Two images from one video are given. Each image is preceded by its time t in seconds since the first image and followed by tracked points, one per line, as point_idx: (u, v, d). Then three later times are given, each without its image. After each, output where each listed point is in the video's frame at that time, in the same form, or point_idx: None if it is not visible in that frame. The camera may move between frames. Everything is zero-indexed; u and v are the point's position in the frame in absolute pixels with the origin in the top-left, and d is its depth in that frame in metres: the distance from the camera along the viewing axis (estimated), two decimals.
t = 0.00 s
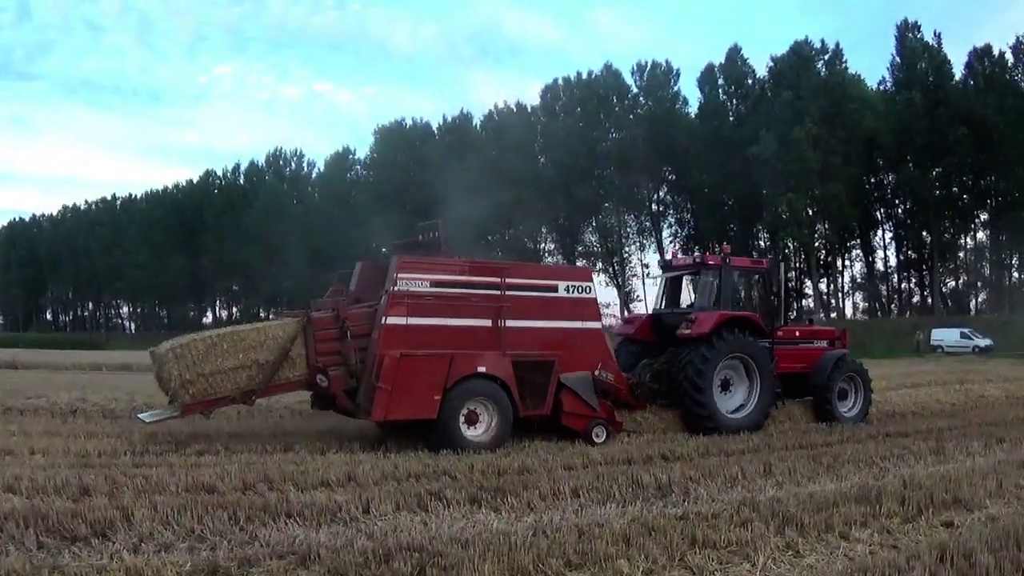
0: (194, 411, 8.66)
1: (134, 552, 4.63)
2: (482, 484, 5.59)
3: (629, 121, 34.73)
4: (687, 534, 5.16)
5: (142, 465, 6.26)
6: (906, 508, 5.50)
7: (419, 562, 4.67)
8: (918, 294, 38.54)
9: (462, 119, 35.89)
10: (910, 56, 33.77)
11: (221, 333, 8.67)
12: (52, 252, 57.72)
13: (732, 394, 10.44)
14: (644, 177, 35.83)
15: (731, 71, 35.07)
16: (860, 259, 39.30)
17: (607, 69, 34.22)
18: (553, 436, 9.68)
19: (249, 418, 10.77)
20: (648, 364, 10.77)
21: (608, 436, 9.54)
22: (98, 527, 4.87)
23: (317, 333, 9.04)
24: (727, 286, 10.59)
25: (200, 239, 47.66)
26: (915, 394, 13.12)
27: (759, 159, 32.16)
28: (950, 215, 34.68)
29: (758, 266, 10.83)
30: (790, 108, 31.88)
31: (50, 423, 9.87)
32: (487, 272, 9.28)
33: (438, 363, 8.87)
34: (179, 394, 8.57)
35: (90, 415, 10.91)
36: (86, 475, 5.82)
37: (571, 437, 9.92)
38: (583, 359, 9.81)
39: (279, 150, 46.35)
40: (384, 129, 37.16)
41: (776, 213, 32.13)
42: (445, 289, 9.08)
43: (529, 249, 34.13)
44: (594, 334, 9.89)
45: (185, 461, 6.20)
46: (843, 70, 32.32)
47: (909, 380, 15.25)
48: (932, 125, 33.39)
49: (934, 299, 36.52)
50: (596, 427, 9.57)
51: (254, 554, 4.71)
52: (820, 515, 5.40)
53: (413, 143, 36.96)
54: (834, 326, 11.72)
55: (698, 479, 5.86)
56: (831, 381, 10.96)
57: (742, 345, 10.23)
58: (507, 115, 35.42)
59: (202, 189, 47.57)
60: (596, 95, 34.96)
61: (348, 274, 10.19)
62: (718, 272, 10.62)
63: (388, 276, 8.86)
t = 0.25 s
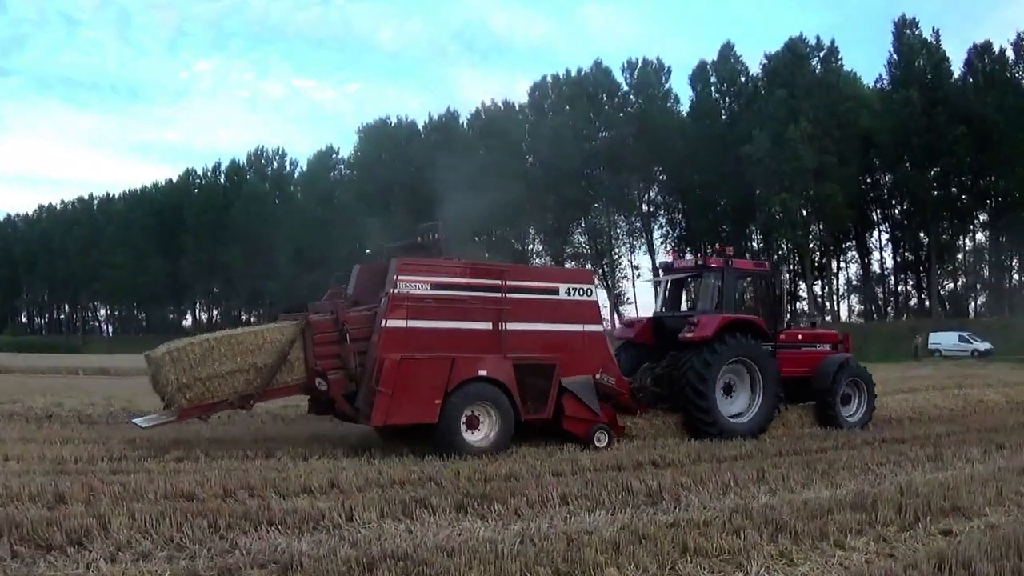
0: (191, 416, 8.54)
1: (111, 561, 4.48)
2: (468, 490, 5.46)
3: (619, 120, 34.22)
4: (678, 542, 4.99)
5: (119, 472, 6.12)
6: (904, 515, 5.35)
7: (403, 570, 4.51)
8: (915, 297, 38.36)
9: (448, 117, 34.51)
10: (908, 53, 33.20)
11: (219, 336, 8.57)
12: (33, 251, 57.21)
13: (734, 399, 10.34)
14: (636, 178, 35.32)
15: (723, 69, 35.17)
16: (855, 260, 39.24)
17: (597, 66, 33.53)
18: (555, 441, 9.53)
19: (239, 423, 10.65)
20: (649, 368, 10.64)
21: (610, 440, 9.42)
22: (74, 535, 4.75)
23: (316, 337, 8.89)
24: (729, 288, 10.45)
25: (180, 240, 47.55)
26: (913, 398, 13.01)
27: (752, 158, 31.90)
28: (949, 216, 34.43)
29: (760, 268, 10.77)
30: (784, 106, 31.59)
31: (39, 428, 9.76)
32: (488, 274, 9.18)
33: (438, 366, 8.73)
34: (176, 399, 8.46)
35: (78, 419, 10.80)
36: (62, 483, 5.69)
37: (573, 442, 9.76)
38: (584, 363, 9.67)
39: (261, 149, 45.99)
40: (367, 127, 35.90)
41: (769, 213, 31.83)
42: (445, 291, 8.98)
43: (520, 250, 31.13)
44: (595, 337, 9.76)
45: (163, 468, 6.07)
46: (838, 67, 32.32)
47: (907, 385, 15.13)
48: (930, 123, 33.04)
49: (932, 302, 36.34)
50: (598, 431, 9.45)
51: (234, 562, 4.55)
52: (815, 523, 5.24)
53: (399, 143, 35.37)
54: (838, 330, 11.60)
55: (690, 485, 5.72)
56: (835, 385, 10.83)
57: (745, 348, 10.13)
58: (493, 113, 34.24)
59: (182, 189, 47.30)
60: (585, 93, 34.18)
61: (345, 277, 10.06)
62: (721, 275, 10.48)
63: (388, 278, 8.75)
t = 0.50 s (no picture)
0: (190, 420, 8.44)
1: (89, 571, 4.32)
2: (456, 497, 5.32)
3: (609, 116, 33.57)
4: (672, 548, 4.83)
5: (98, 480, 5.99)
6: (902, 521, 5.22)
7: None
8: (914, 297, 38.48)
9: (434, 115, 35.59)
10: (906, 45, 33.09)
11: (217, 339, 8.44)
12: (11, 251, 56.58)
13: (739, 400, 10.21)
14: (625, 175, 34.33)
15: (716, 64, 33.96)
16: (852, 259, 39.06)
17: (585, 59, 32.80)
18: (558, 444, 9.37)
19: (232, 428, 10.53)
20: (653, 368, 10.56)
21: (614, 443, 9.25)
22: (51, 545, 4.64)
23: (316, 340, 8.75)
24: (733, 289, 10.32)
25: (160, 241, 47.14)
26: (914, 400, 12.88)
27: (744, 155, 31.54)
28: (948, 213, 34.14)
29: (763, 269, 10.62)
30: (778, 101, 31.18)
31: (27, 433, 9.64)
32: (489, 274, 9.12)
33: (440, 367, 8.59)
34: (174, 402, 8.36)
35: (65, 424, 10.66)
36: (39, 490, 5.56)
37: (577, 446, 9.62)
38: (587, 364, 9.52)
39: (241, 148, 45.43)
40: (353, 125, 37.19)
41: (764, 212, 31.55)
42: (446, 293, 8.91)
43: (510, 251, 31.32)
44: (598, 338, 9.62)
45: (142, 475, 5.95)
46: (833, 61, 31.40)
47: (907, 387, 15.02)
48: (929, 118, 32.74)
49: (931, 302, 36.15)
50: (601, 434, 9.31)
51: (215, 570, 4.39)
52: (811, 529, 5.11)
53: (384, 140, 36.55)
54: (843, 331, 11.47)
55: (683, 490, 5.60)
56: (840, 387, 10.71)
57: (749, 350, 9.99)
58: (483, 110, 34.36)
59: (160, 188, 46.75)
60: (573, 88, 33.63)
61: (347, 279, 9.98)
62: (724, 275, 10.35)
63: (388, 278, 8.68)
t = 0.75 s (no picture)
0: (191, 425, 8.21)
1: None
2: (445, 502, 5.18)
3: (603, 115, 32.50)
4: (664, 556, 4.68)
5: (76, 485, 5.86)
6: (902, 529, 5.09)
7: None
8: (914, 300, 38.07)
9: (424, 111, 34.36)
10: (909, 42, 32.83)
11: (218, 341, 8.23)
12: None
13: (745, 404, 10.08)
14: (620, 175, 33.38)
15: (713, 61, 33.60)
16: (851, 262, 38.82)
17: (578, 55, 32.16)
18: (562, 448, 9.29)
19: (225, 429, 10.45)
20: (656, 372, 10.36)
21: (620, 447, 9.19)
22: (27, 551, 4.50)
23: (318, 342, 8.55)
24: (738, 291, 10.23)
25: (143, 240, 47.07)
26: (916, 405, 12.75)
27: (741, 154, 31.30)
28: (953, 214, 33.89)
29: (768, 271, 10.54)
30: (776, 98, 30.91)
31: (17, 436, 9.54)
32: (493, 276, 8.96)
33: (444, 370, 8.53)
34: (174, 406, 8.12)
35: (56, 425, 10.59)
36: (13, 495, 5.42)
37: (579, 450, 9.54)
38: (591, 367, 9.44)
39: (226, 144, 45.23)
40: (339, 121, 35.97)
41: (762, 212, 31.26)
42: (450, 294, 8.76)
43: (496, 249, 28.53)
44: (602, 340, 9.53)
45: (121, 480, 5.82)
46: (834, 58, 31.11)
47: (906, 392, 14.91)
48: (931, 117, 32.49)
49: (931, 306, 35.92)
50: (606, 438, 9.23)
51: None
52: (809, 537, 4.96)
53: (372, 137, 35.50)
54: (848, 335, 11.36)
55: (677, 497, 5.47)
56: (847, 391, 10.57)
57: (755, 353, 9.88)
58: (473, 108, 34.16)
59: (143, 186, 46.60)
60: (566, 85, 32.84)
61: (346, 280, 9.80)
62: (730, 276, 10.26)
63: (391, 280, 8.54)
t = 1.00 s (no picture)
0: (196, 431, 8.06)
1: None
2: (434, 510, 5.05)
3: (595, 110, 32.57)
4: (660, 563, 4.50)
5: (55, 495, 5.71)
6: (906, 535, 4.94)
7: None
8: (916, 298, 37.78)
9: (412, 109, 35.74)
10: (911, 35, 32.50)
11: (222, 347, 8.11)
12: None
13: (755, 406, 9.93)
14: (612, 172, 33.28)
15: (709, 55, 33.33)
16: (852, 260, 38.40)
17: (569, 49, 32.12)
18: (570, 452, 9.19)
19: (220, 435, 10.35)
20: (665, 374, 10.22)
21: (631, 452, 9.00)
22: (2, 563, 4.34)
23: (324, 346, 8.49)
24: (748, 290, 10.10)
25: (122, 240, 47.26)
26: (919, 407, 12.62)
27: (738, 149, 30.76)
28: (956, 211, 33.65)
29: (777, 270, 10.42)
30: (772, 93, 30.56)
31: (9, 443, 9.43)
32: (501, 277, 8.83)
33: (452, 374, 8.42)
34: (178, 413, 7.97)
35: (47, 431, 10.49)
36: None
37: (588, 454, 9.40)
38: (600, 370, 9.29)
39: (208, 144, 45.73)
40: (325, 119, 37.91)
41: (759, 210, 31.00)
42: (457, 297, 8.62)
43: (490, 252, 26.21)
44: (612, 343, 9.36)
45: (100, 490, 5.68)
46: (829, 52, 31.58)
47: (906, 393, 14.79)
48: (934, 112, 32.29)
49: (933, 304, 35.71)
50: (616, 442, 9.08)
51: None
52: (808, 544, 4.80)
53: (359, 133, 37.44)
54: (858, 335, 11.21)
55: (674, 503, 5.33)
56: (859, 393, 10.43)
57: (765, 353, 9.74)
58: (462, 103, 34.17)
59: (122, 185, 47.07)
60: (558, 80, 32.89)
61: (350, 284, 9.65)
62: (739, 276, 10.12)
63: (397, 282, 8.41)
